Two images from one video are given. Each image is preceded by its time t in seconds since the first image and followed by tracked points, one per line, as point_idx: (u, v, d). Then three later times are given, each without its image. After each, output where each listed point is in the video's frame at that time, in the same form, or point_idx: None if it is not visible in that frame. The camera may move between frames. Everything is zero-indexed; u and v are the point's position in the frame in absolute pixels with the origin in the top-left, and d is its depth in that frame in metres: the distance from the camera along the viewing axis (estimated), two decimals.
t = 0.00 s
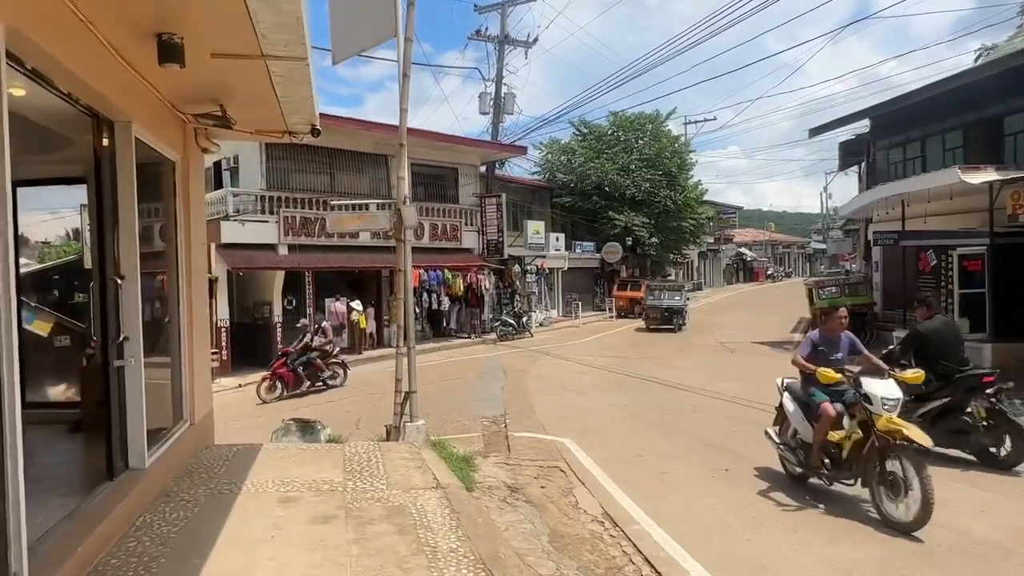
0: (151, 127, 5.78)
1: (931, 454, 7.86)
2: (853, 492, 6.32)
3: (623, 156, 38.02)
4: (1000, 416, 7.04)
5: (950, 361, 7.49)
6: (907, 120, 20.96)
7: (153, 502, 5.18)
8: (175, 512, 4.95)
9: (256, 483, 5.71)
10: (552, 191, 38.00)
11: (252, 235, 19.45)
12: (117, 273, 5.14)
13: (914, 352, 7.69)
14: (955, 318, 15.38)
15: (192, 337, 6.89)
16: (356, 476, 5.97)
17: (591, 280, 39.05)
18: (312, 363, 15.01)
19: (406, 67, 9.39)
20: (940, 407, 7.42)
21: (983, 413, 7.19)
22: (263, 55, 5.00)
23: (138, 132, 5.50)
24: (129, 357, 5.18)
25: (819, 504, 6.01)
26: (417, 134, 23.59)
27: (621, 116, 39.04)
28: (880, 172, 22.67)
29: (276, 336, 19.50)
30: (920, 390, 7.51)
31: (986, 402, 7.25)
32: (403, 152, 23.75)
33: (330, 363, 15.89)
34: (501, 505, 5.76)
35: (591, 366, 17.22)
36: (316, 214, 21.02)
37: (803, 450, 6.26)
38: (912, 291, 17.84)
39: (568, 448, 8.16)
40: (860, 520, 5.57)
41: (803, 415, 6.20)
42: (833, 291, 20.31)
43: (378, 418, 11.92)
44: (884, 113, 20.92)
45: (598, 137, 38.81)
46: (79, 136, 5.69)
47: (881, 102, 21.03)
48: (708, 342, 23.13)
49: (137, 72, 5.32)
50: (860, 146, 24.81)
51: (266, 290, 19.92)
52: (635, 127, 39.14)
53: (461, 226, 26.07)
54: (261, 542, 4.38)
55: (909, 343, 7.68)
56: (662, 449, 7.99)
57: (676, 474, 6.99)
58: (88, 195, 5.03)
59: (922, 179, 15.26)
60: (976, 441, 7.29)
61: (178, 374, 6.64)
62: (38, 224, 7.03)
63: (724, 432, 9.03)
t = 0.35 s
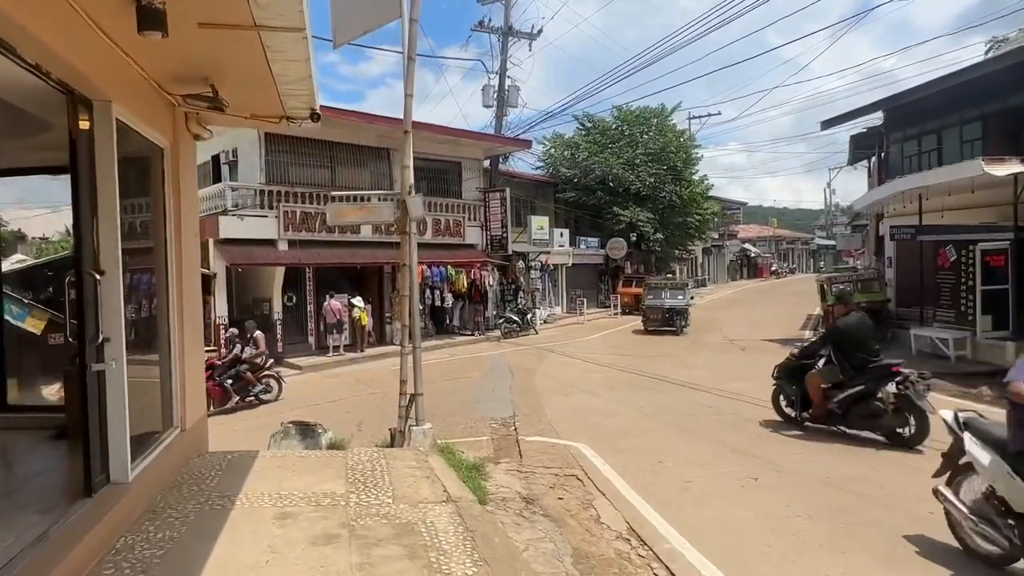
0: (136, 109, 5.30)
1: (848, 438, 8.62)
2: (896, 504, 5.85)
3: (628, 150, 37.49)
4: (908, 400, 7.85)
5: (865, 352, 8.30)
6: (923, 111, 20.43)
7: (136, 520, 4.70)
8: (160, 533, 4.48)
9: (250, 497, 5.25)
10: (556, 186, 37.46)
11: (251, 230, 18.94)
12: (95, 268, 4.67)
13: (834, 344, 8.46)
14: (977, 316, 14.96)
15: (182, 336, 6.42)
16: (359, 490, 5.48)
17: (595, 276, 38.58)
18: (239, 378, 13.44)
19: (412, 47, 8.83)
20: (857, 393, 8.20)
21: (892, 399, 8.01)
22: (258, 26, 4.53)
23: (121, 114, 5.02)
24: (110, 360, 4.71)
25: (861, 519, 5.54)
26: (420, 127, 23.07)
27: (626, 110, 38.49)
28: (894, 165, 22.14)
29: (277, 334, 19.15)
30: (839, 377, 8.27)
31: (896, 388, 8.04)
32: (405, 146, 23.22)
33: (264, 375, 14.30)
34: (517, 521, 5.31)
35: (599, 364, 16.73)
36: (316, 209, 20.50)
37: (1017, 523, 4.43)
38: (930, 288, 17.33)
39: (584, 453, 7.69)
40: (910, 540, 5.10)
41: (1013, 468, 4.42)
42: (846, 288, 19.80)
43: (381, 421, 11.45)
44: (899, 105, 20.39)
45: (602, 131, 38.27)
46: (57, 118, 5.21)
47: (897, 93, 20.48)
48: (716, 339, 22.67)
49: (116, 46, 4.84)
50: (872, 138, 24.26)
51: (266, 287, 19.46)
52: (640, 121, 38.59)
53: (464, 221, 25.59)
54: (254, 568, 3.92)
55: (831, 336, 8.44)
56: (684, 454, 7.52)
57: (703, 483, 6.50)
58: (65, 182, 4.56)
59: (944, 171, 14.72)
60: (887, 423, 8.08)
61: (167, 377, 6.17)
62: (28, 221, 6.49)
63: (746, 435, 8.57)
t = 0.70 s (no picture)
0: (125, 91, 4.88)
1: (769, 421, 9.42)
2: (945, 519, 5.43)
3: (633, 146, 37.04)
4: (823, 388, 8.68)
5: (785, 344, 9.02)
6: (938, 105, 19.99)
7: (124, 541, 4.26)
8: (149, 556, 4.04)
9: (249, 513, 4.82)
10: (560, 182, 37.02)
11: (251, 226, 18.53)
12: (78, 264, 4.23)
13: (758, 337, 9.13)
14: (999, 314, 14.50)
15: (178, 336, 5.99)
16: (366, 504, 5.05)
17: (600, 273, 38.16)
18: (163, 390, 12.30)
19: (419, 32, 8.37)
20: (779, 383, 8.95)
21: (810, 386, 8.85)
22: None
23: (108, 95, 4.59)
24: (95, 364, 4.28)
25: (909, 536, 5.13)
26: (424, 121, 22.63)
27: (631, 105, 38.04)
28: (907, 160, 21.70)
29: (278, 332, 18.73)
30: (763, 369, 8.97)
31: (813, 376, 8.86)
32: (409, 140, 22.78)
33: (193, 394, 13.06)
34: (539, 538, 4.89)
35: (609, 364, 16.32)
36: (317, 205, 20.06)
37: None
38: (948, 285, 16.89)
39: (603, 460, 7.28)
40: (968, 559, 4.68)
41: None
42: (860, 286, 19.27)
43: (386, 423, 11.04)
44: (914, 98, 19.95)
45: (607, 126, 37.82)
46: (39, 101, 4.79)
47: (912, 86, 20.03)
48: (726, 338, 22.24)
49: (102, 19, 4.40)
50: (885, 133, 23.81)
51: (266, 284, 19.03)
52: (646, 116, 38.13)
53: (468, 217, 25.17)
54: None
55: (755, 330, 9.09)
56: (709, 462, 7.10)
57: (734, 494, 6.08)
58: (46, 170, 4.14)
59: (964, 164, 14.29)
60: (805, 408, 8.90)
61: (161, 381, 5.75)
62: (27, 217, 5.25)
63: (771, 441, 8.14)
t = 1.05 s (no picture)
0: (104, 65, 4.40)
1: (691, 408, 10.13)
2: (1003, 537, 4.96)
3: (638, 141, 36.53)
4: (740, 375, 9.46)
5: (704, 336, 9.77)
6: (954, 97, 19.47)
7: (98, 567, 3.79)
8: None
9: (239, 533, 4.35)
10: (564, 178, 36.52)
11: (250, 222, 18.04)
12: (46, 256, 3.77)
13: (680, 330, 9.82)
14: None
15: (166, 335, 5.52)
16: (368, 523, 4.55)
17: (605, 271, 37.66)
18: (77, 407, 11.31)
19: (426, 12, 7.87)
20: (700, 373, 9.66)
21: (728, 374, 9.62)
22: None
23: (84, 69, 4.13)
24: (65, 369, 3.81)
25: (966, 556, 4.66)
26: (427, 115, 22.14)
27: (636, 100, 37.52)
28: (922, 154, 21.20)
29: (278, 330, 18.24)
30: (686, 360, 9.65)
31: (730, 365, 9.64)
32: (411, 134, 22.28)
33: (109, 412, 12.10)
34: (561, 560, 4.43)
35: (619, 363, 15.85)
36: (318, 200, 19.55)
37: None
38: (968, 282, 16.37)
39: (622, 469, 6.81)
40: None
41: None
42: (875, 282, 18.65)
43: (390, 426, 10.58)
44: (930, 90, 19.45)
45: (612, 122, 37.30)
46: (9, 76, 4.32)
47: (927, 78, 19.53)
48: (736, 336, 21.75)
49: None
50: (898, 127, 23.28)
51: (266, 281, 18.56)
52: (651, 111, 37.61)
53: (472, 213, 24.67)
54: None
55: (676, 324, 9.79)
56: (737, 472, 6.64)
57: (769, 507, 5.61)
58: (10, 153, 3.68)
59: (987, 157, 13.79)
60: (724, 395, 9.65)
61: (145, 383, 5.28)
62: None
63: (800, 447, 7.67)
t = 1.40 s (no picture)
0: (92, 40, 3.96)
1: (617, 401, 10.55)
2: None
3: (644, 138, 36.04)
4: (666, 369, 10.04)
5: (633, 331, 10.22)
6: (974, 90, 18.98)
7: None
8: None
9: (242, 561, 3.91)
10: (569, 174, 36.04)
11: (252, 218, 17.61)
12: (22, 249, 3.33)
13: (610, 326, 10.15)
14: None
15: (163, 338, 5.08)
16: (383, 549, 4.09)
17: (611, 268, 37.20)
18: None
19: None
20: (630, 366, 10.10)
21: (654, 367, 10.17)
22: None
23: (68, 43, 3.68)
24: (44, 380, 3.39)
25: None
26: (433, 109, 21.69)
27: (642, 96, 37.03)
28: (939, 149, 20.73)
29: (279, 328, 17.79)
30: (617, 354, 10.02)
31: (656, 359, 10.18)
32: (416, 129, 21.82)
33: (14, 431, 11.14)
34: None
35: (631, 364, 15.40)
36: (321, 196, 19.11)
37: None
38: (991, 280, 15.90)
39: (651, 480, 6.37)
40: None
41: None
42: (890, 280, 18.22)
43: (399, 431, 10.16)
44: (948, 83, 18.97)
45: (618, 118, 36.80)
46: None
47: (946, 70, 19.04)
48: (747, 335, 21.32)
49: None
50: (913, 122, 22.79)
51: (268, 279, 18.12)
52: (657, 107, 37.12)
53: (478, 210, 24.22)
54: None
55: (606, 320, 10.15)
56: (774, 484, 6.20)
57: (816, 525, 5.18)
58: None
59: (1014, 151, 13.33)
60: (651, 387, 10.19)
61: (139, 391, 4.84)
62: None
63: (837, 456, 7.21)
